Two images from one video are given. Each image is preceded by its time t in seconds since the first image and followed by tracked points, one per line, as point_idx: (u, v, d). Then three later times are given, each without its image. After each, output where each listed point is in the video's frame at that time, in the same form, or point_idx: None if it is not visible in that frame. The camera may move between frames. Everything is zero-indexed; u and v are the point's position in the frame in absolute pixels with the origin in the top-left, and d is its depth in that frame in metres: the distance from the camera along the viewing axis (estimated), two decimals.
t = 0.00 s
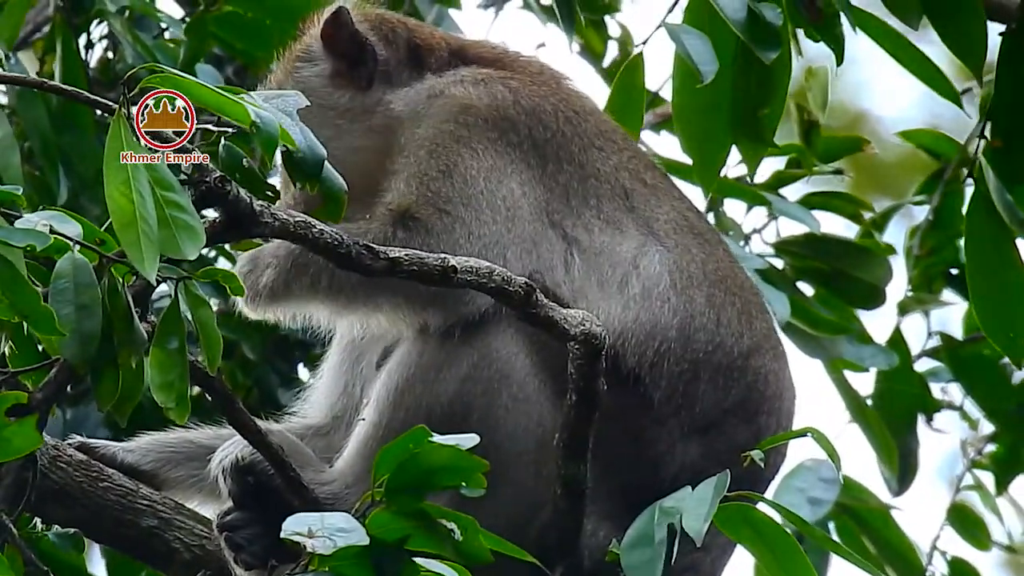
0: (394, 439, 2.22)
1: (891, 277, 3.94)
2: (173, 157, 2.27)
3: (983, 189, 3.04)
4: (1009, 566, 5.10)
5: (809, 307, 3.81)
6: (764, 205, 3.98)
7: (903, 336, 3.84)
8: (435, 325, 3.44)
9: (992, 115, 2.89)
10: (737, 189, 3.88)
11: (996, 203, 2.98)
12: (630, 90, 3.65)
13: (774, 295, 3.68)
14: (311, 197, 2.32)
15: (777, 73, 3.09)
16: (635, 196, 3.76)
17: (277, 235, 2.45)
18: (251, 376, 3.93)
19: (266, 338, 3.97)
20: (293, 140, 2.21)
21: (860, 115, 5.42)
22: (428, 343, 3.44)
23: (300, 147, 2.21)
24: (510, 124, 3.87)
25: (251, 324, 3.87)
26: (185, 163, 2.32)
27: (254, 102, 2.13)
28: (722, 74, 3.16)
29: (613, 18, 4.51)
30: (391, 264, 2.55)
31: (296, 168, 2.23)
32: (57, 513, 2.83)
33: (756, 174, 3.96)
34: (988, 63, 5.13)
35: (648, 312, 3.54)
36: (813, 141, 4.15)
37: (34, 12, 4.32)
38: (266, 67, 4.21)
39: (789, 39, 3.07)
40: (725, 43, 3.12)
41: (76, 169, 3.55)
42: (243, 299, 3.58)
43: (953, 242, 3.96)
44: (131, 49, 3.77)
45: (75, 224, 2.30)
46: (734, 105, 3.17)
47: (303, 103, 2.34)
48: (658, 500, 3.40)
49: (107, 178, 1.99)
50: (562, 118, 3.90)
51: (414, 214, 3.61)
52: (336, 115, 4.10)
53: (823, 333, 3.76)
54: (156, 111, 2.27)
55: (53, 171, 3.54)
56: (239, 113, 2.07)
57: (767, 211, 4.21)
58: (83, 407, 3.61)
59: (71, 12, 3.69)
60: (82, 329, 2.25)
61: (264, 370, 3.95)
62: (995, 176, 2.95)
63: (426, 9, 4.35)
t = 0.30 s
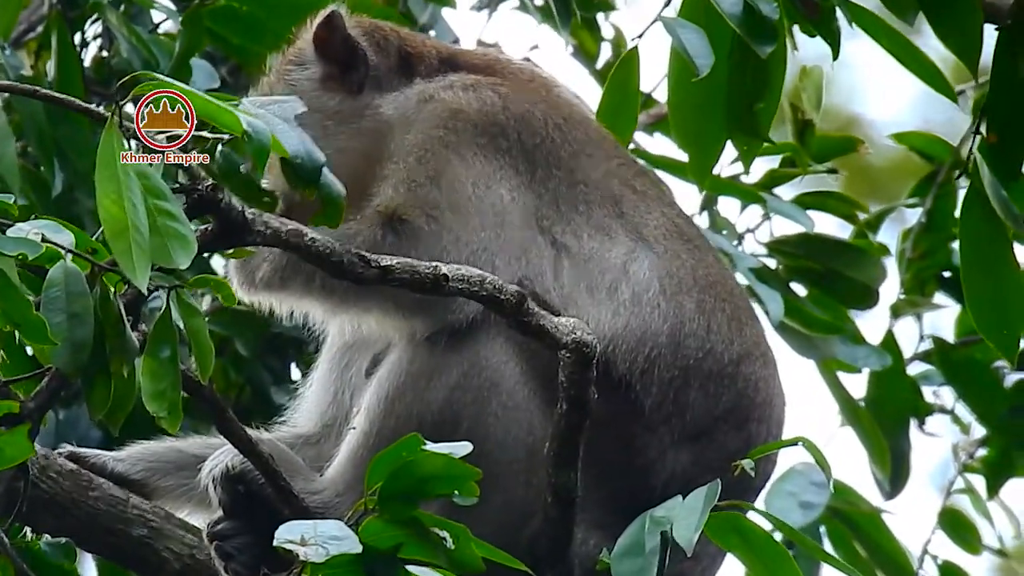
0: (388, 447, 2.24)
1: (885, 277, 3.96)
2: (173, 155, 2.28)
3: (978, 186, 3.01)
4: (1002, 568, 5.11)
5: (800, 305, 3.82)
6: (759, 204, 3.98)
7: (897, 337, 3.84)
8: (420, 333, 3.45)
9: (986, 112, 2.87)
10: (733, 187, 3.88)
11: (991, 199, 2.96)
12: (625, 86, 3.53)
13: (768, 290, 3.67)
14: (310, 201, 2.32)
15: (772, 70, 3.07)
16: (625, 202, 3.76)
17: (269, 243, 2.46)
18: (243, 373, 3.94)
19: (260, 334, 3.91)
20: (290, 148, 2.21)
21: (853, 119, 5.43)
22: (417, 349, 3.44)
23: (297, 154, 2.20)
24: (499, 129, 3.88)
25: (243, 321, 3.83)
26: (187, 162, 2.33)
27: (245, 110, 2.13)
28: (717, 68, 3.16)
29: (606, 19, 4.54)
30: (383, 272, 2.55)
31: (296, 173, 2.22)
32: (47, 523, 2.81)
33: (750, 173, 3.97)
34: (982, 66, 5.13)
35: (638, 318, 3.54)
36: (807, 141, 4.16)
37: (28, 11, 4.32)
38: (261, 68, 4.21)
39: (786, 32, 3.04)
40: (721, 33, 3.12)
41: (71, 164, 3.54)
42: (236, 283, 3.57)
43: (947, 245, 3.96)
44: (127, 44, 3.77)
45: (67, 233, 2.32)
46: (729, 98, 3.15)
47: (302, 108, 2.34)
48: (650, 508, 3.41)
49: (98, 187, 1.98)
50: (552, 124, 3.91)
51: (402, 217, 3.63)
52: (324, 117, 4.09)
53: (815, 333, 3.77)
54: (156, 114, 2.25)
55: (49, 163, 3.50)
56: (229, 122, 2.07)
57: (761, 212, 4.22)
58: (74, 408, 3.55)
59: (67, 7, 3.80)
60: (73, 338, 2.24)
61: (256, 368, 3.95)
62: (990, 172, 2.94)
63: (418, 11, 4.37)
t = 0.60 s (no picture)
0: (389, 453, 2.24)
1: (885, 282, 3.96)
2: (173, 155, 2.30)
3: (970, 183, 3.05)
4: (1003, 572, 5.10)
5: (801, 311, 3.84)
6: (757, 208, 3.98)
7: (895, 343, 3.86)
8: (426, 337, 3.45)
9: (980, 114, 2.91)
10: (732, 190, 3.90)
11: (986, 196, 3.02)
12: (617, 88, 3.58)
13: (765, 293, 3.71)
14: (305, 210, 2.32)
15: (768, 62, 3.09)
16: (623, 211, 3.77)
17: (267, 252, 2.46)
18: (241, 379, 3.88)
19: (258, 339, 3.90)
20: (287, 156, 2.21)
21: (852, 127, 5.43)
22: (419, 357, 3.45)
23: (294, 163, 2.20)
24: (496, 139, 3.87)
25: (244, 324, 3.85)
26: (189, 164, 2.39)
27: (243, 119, 2.13)
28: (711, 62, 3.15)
29: (604, 26, 4.55)
30: (381, 281, 2.56)
31: (291, 183, 2.22)
32: (45, 530, 2.78)
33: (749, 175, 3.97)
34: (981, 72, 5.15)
35: (636, 327, 3.55)
36: (806, 147, 4.16)
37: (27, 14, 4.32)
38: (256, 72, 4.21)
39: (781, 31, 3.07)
40: (715, 31, 3.12)
41: (70, 167, 3.54)
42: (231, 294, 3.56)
43: (944, 251, 3.98)
44: (126, 48, 3.77)
45: (65, 241, 2.33)
46: (724, 96, 3.15)
47: (296, 117, 2.34)
48: (648, 515, 3.41)
49: (97, 196, 1.98)
50: (550, 135, 3.92)
51: (406, 223, 3.63)
52: (325, 114, 4.12)
53: (814, 337, 3.80)
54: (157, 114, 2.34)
55: (47, 165, 3.52)
56: (225, 130, 2.07)
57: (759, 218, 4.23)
58: (72, 410, 3.52)
59: (64, 11, 3.78)
60: (72, 347, 2.25)
61: (254, 370, 3.94)
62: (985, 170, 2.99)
63: (417, 15, 4.38)
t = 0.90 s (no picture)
0: (386, 456, 2.24)
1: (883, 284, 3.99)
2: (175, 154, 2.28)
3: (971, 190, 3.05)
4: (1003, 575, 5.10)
5: (799, 313, 3.84)
6: (755, 211, 3.98)
7: (893, 346, 3.86)
8: (434, 331, 3.42)
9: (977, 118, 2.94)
10: (730, 195, 3.89)
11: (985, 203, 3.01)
12: (618, 88, 3.58)
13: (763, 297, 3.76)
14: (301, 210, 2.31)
15: (766, 71, 3.11)
16: (623, 210, 3.77)
17: (266, 252, 2.46)
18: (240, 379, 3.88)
19: (256, 340, 3.89)
20: (284, 153, 2.21)
21: (853, 125, 5.42)
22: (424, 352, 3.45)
23: (291, 161, 2.20)
24: (497, 137, 3.87)
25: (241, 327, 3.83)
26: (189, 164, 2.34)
27: (242, 118, 2.13)
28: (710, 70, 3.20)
29: (603, 28, 4.56)
30: (380, 281, 2.56)
31: (288, 181, 2.22)
32: (46, 529, 2.79)
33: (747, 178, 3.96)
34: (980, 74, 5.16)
35: (637, 327, 3.54)
36: (804, 148, 4.16)
37: (24, 16, 4.31)
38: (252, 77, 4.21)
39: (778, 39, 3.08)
40: (713, 38, 3.17)
41: (67, 170, 3.52)
42: (236, 299, 3.56)
43: (943, 253, 3.97)
44: (123, 51, 3.77)
45: (65, 242, 2.34)
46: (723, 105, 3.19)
47: (295, 115, 2.34)
48: (648, 515, 3.41)
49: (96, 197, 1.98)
50: (550, 133, 3.91)
51: (414, 216, 3.63)
52: (325, 119, 4.11)
53: (812, 340, 3.80)
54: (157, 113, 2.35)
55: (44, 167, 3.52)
56: (226, 129, 2.07)
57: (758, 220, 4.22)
58: (72, 413, 3.52)
59: (63, 14, 3.72)
60: (72, 347, 2.23)
61: (254, 374, 3.90)
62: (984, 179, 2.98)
63: (416, 17, 4.40)
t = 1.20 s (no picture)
0: (382, 460, 2.25)
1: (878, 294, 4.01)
2: (173, 155, 2.32)
3: (966, 207, 3.10)
4: None
5: (793, 324, 3.89)
6: (750, 222, 3.99)
7: (889, 354, 3.89)
8: (437, 331, 3.42)
9: (972, 131, 2.95)
10: (723, 206, 3.90)
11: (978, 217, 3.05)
12: (614, 101, 3.66)
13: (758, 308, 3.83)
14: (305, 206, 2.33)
15: (761, 91, 3.16)
16: (623, 211, 3.78)
17: (265, 253, 2.46)
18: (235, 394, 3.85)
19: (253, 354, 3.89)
20: (284, 153, 2.22)
21: (853, 126, 5.44)
22: (425, 352, 3.44)
23: (292, 161, 2.21)
24: (497, 137, 3.87)
25: (241, 333, 3.85)
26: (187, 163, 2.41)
27: (241, 120, 2.14)
28: (704, 89, 3.24)
29: (599, 36, 4.57)
30: (380, 283, 2.55)
31: (290, 181, 2.23)
32: (45, 529, 2.79)
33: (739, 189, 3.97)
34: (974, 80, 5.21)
35: (636, 328, 3.55)
36: (798, 158, 4.18)
37: (19, 27, 4.31)
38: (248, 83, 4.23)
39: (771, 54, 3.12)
40: (705, 53, 3.20)
41: (59, 186, 3.59)
42: (230, 296, 3.58)
43: (938, 261, 4.00)
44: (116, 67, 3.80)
45: (63, 242, 2.34)
46: (718, 122, 3.24)
47: (295, 114, 2.35)
48: (647, 516, 3.42)
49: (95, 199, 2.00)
50: (550, 135, 3.92)
51: (418, 216, 3.63)
52: (326, 122, 4.13)
53: (807, 351, 3.84)
54: (157, 113, 2.38)
55: (37, 184, 3.51)
56: (223, 131, 2.08)
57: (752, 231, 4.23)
58: (70, 423, 3.53)
59: (55, 28, 3.76)
60: (71, 347, 2.25)
61: (248, 389, 3.88)
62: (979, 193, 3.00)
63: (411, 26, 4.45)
